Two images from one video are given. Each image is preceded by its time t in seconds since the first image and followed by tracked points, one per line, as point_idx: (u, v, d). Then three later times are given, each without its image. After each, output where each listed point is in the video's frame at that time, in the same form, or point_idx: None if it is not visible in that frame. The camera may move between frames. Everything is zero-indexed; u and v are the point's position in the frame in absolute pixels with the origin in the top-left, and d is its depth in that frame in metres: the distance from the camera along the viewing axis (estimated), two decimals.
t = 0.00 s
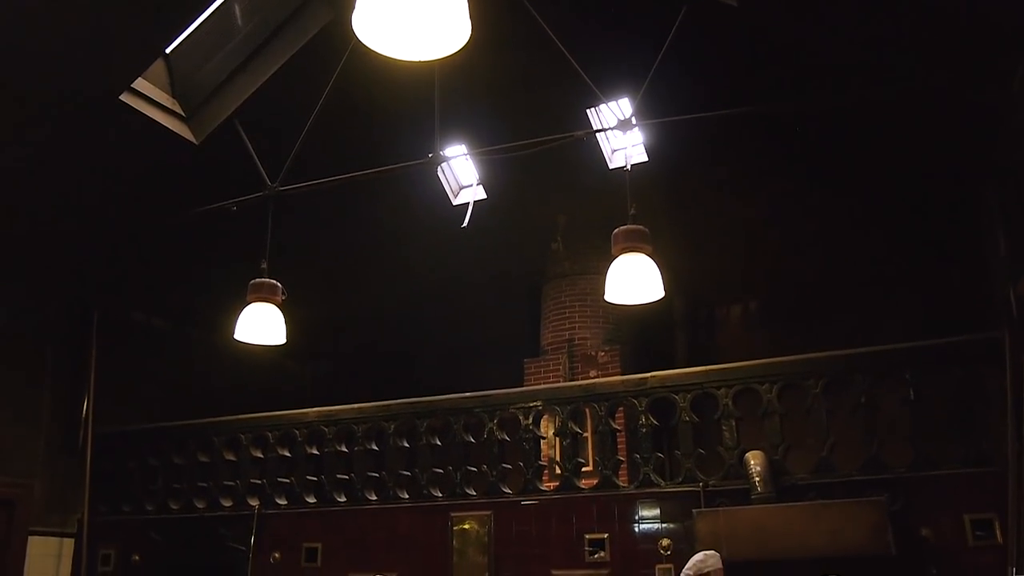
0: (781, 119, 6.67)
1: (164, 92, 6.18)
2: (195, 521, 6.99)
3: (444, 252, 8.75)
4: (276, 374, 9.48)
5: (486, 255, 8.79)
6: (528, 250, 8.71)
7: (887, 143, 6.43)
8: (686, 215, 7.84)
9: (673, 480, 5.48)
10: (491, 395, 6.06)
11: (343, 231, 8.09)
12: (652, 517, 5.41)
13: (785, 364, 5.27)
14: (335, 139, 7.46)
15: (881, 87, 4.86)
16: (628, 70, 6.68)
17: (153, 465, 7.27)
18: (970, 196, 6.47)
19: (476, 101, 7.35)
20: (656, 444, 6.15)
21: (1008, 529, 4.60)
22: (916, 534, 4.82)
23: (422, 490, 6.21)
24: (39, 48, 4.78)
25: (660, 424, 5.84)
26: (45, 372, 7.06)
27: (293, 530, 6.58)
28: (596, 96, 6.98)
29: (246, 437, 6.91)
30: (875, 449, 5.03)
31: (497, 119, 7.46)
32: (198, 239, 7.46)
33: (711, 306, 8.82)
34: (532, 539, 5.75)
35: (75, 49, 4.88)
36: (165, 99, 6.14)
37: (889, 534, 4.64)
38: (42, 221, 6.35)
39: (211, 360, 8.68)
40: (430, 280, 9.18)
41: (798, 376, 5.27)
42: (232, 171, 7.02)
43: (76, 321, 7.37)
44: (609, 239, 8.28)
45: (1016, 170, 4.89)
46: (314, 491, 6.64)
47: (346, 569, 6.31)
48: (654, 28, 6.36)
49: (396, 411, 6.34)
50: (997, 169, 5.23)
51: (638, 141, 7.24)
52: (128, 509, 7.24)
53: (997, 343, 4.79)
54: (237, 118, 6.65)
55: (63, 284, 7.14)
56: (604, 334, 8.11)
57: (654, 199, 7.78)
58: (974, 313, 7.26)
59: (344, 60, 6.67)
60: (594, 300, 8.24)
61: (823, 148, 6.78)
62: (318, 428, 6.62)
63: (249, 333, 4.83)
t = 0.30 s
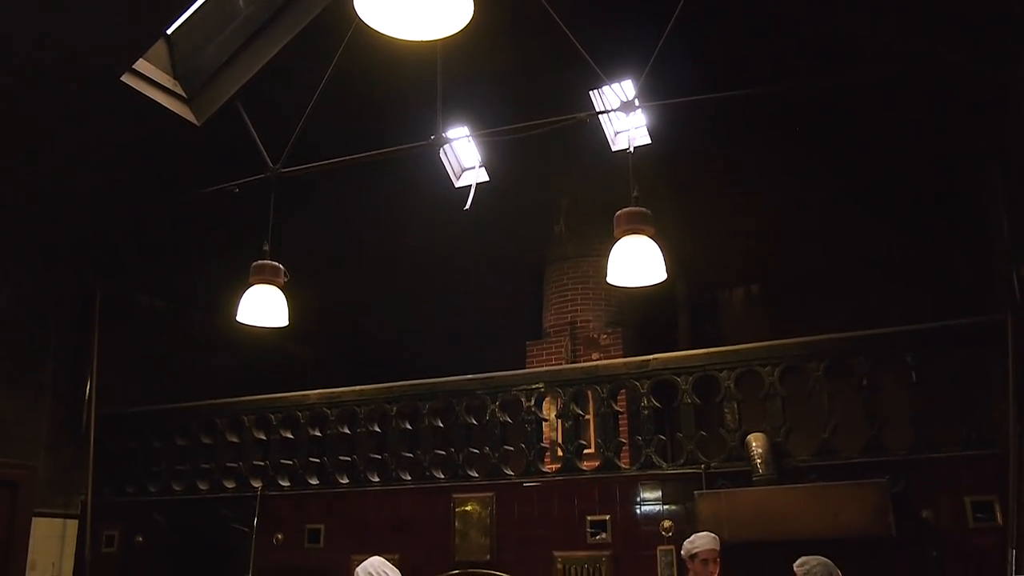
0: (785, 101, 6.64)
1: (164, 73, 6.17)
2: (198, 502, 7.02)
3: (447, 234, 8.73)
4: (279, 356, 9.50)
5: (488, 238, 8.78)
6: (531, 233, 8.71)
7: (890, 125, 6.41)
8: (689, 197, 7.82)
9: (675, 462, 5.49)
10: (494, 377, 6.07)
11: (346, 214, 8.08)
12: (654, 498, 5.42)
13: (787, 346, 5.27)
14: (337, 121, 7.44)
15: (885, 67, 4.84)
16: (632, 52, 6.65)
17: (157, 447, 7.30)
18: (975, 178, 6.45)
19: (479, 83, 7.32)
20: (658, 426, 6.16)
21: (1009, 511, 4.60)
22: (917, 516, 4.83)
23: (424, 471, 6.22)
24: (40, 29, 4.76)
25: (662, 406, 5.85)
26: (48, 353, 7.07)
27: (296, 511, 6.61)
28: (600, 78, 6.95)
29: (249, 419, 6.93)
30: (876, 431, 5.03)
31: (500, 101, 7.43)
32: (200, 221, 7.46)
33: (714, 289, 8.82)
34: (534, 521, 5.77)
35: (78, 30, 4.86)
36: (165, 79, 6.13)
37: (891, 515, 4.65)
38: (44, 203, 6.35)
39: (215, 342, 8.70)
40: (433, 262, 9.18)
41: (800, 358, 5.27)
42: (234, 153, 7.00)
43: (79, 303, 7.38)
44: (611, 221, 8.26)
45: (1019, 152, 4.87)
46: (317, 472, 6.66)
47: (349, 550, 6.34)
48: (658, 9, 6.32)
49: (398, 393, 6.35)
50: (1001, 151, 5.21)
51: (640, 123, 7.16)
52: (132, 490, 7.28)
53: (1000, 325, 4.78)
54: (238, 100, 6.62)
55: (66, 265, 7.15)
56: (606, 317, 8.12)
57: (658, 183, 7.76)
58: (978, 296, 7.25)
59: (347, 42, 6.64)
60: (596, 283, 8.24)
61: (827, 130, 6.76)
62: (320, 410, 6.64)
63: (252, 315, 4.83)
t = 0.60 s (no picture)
0: (788, 83, 6.62)
1: (165, 55, 6.21)
2: (200, 484, 7.04)
3: (448, 217, 8.72)
4: (281, 339, 9.51)
5: (490, 220, 8.77)
6: (532, 215, 8.69)
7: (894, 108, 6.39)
8: (691, 179, 7.80)
9: (676, 445, 5.50)
10: (495, 359, 6.07)
11: (347, 196, 8.07)
12: (655, 481, 5.43)
13: (789, 329, 5.27)
14: (338, 103, 7.41)
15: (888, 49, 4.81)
16: (634, 33, 6.63)
17: (159, 429, 7.31)
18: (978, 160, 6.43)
19: (481, 65, 7.29)
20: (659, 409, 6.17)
21: (1009, 492, 4.61)
22: (918, 498, 4.84)
23: (426, 453, 6.23)
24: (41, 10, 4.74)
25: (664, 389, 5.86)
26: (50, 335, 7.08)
27: (298, 493, 6.62)
28: (602, 59, 6.92)
29: (250, 401, 6.94)
30: (877, 414, 5.04)
31: (502, 83, 7.41)
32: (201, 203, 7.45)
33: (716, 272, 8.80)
34: (535, 503, 5.79)
35: (78, 10, 4.83)
36: (165, 61, 6.17)
37: (892, 497, 4.65)
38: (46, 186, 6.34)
39: (217, 325, 8.71)
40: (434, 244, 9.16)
41: (801, 341, 5.27)
42: (236, 134, 6.99)
43: (81, 286, 7.39)
44: (613, 204, 8.24)
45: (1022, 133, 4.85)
46: (318, 454, 6.67)
47: (351, 532, 6.36)
48: None
49: (399, 375, 6.36)
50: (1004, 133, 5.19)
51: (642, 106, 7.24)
52: (134, 472, 7.31)
53: (1002, 308, 4.78)
54: (238, 81, 6.61)
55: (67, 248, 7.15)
56: (608, 300, 8.11)
57: (659, 165, 7.74)
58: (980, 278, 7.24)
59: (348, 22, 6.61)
60: (598, 266, 8.23)
61: (830, 112, 6.74)
62: (322, 391, 6.65)
63: (253, 298, 4.83)
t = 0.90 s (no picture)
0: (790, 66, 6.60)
1: (165, 38, 6.15)
2: (203, 467, 7.07)
3: (450, 200, 8.71)
4: (283, 322, 9.52)
5: (492, 204, 8.76)
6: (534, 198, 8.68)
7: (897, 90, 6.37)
8: (693, 162, 7.79)
9: (677, 427, 5.51)
10: (497, 342, 6.08)
11: (349, 180, 8.06)
12: (656, 463, 5.45)
13: (790, 311, 5.28)
14: (339, 86, 7.39)
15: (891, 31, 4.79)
16: (636, 16, 6.61)
17: (162, 412, 7.35)
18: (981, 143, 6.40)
19: (482, 48, 7.27)
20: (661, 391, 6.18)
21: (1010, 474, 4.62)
22: (918, 480, 4.85)
23: (428, 436, 6.25)
24: None
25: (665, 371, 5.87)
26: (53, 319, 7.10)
27: (300, 476, 6.65)
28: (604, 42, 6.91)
29: (253, 383, 6.96)
30: (879, 396, 5.05)
31: (504, 66, 7.39)
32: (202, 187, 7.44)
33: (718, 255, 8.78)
34: (537, 485, 5.80)
35: None
36: (166, 45, 6.13)
37: (893, 480, 4.67)
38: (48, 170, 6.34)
39: (220, 308, 8.71)
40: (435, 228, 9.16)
41: (803, 323, 5.28)
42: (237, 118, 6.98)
43: (83, 270, 7.40)
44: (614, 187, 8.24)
45: None
46: (321, 437, 6.69)
47: (353, 514, 6.39)
48: None
49: (401, 358, 6.37)
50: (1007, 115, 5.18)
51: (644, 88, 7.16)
52: (138, 455, 7.35)
53: (1003, 290, 4.78)
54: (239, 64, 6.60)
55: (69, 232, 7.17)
56: (610, 283, 8.12)
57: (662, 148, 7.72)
58: (982, 261, 7.22)
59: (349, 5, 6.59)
60: (599, 249, 8.23)
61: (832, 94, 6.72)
62: (324, 374, 6.67)
63: (256, 281, 4.84)
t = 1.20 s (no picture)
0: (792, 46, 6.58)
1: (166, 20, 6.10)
2: (206, 449, 7.10)
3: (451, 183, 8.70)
4: (285, 305, 9.52)
5: (493, 186, 8.75)
6: (535, 181, 8.66)
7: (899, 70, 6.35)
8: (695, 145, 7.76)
9: (679, 408, 5.53)
10: (498, 324, 6.09)
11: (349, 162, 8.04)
12: (657, 445, 5.46)
13: (792, 293, 5.29)
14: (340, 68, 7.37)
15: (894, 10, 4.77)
16: None
17: (165, 395, 7.38)
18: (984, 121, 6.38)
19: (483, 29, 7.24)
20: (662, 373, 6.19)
21: (1010, 455, 4.64)
22: (919, 461, 4.87)
23: (430, 418, 6.27)
24: None
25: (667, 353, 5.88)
26: (55, 302, 7.12)
27: (303, 458, 6.67)
28: (605, 22, 6.88)
29: (255, 366, 6.98)
30: (879, 377, 5.07)
31: (505, 47, 7.36)
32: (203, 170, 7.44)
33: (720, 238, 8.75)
34: (539, 466, 5.82)
35: None
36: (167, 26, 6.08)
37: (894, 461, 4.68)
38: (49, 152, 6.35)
39: (221, 292, 8.71)
40: (436, 210, 9.15)
41: (804, 305, 5.29)
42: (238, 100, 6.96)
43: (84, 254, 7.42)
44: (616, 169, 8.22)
45: None
46: (323, 419, 6.71)
47: (356, 495, 6.42)
48: None
49: (403, 340, 6.39)
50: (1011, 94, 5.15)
51: (645, 69, 7.17)
52: (141, 437, 7.39)
53: (1005, 272, 4.78)
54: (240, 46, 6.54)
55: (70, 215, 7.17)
56: (611, 265, 8.13)
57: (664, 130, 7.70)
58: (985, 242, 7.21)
59: None
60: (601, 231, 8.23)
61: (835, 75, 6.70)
62: (326, 356, 6.69)
63: (257, 263, 4.84)
